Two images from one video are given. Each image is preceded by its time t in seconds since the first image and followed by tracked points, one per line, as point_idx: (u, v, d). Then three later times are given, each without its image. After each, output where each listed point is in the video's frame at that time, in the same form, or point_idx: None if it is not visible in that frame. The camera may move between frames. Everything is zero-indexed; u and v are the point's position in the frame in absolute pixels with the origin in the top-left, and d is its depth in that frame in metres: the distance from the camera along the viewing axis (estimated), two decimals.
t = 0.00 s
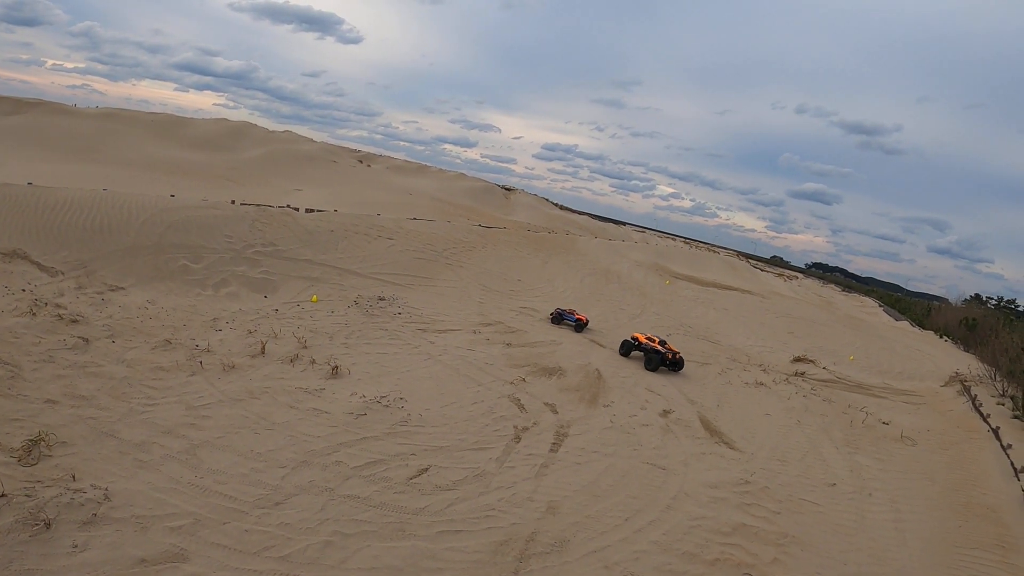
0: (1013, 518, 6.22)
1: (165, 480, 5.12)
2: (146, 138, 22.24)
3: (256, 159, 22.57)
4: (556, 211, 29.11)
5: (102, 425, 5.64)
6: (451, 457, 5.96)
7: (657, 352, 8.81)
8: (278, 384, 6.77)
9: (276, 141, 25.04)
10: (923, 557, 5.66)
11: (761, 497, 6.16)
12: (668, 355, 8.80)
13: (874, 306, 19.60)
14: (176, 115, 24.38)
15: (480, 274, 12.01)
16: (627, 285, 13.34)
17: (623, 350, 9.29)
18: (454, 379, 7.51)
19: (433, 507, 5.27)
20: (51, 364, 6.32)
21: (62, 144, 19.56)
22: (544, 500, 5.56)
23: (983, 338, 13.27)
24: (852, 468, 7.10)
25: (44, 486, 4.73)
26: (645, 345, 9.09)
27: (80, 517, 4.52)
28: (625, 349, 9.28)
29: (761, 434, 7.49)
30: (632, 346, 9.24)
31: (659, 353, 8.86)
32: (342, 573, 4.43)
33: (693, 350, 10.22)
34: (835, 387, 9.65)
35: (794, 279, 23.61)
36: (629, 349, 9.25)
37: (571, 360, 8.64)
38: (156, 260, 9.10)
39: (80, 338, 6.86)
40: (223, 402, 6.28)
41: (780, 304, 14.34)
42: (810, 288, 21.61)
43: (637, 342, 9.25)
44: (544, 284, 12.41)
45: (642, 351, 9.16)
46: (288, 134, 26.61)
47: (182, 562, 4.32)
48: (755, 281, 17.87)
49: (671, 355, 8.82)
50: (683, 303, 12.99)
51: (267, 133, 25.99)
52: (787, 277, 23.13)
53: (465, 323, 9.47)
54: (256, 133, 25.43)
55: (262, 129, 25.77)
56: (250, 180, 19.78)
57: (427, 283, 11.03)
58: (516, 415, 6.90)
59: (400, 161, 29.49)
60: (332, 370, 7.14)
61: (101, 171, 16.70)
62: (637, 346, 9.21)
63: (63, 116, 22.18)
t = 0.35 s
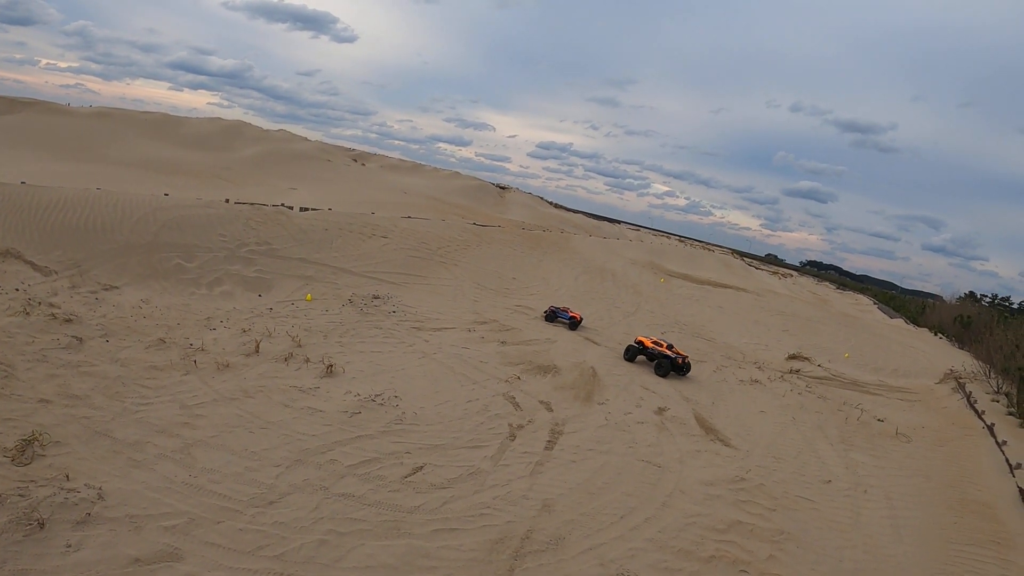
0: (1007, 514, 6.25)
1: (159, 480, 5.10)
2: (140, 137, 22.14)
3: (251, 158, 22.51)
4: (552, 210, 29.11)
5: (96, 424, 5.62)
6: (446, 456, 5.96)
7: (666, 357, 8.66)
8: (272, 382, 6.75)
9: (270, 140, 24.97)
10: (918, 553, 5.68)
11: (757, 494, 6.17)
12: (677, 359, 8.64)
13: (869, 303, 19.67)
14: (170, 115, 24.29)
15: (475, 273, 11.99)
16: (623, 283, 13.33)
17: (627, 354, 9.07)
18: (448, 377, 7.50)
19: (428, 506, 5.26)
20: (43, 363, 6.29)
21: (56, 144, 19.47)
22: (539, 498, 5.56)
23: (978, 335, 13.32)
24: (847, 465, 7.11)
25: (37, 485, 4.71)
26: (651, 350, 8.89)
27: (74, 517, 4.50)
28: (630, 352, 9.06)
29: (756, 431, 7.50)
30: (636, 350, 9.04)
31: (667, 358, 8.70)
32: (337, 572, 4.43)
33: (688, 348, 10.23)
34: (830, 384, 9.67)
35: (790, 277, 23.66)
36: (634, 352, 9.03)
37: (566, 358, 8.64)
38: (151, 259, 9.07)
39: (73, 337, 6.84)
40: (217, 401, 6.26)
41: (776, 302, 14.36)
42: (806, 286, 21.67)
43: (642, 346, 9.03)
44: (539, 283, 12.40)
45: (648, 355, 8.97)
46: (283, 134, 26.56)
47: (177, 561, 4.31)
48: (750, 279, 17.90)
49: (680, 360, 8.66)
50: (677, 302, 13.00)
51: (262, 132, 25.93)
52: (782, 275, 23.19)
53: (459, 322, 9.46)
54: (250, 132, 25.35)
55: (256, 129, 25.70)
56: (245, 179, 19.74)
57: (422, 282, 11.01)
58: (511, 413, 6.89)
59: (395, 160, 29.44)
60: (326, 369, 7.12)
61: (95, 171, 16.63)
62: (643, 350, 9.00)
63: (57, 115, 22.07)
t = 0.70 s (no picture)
0: (1015, 513, 6.22)
1: (166, 476, 5.12)
2: (148, 135, 22.21)
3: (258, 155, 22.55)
4: (559, 207, 29.09)
5: (103, 421, 5.64)
6: (452, 452, 5.96)
7: (672, 355, 8.66)
8: (279, 379, 6.77)
9: (276, 138, 25.01)
10: (925, 551, 5.66)
11: (763, 491, 6.16)
12: (684, 359, 8.61)
13: (877, 300, 19.60)
14: (177, 112, 24.36)
15: (482, 270, 12.00)
16: (630, 280, 13.32)
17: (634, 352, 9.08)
18: (455, 374, 7.50)
19: (435, 502, 5.27)
20: (51, 360, 6.32)
21: (64, 142, 19.56)
22: (546, 495, 5.55)
23: (986, 333, 13.27)
24: (854, 463, 7.09)
25: (44, 482, 4.73)
26: (657, 347, 8.87)
27: (81, 514, 4.51)
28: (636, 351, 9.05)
29: (763, 429, 7.48)
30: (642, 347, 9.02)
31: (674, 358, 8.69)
32: (343, 569, 4.44)
33: (695, 345, 10.22)
34: (837, 382, 9.64)
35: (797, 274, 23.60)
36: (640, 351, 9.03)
37: (573, 355, 8.63)
38: (158, 257, 9.10)
39: (81, 334, 6.86)
40: (224, 398, 6.28)
41: (782, 299, 14.32)
42: (813, 282, 21.60)
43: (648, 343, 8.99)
44: (546, 279, 12.40)
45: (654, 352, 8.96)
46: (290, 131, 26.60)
47: (183, 558, 4.32)
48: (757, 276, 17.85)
49: (686, 359, 8.64)
50: (684, 298, 12.98)
51: (269, 130, 25.98)
52: (789, 272, 23.13)
53: (467, 319, 9.47)
54: (257, 130, 25.39)
55: (262, 126, 25.74)
56: (253, 177, 19.79)
57: (429, 279, 11.02)
58: (518, 410, 6.89)
59: (401, 156, 29.42)
60: (333, 366, 7.13)
61: (102, 168, 16.70)
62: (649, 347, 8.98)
63: (65, 113, 22.17)
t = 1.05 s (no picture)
0: None
1: (190, 473, 5.16)
2: (171, 134, 22.48)
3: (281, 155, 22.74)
4: (580, 207, 29.02)
5: (129, 418, 5.70)
6: (476, 453, 5.96)
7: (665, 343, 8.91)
8: (304, 378, 6.80)
9: (299, 137, 25.17)
10: (950, 558, 5.58)
11: (786, 496, 6.11)
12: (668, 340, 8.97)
13: (901, 304, 19.36)
14: (200, 112, 24.64)
15: (505, 270, 12.01)
16: (652, 281, 13.27)
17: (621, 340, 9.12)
18: (479, 375, 7.51)
19: (457, 503, 5.27)
20: (78, 358, 6.40)
21: (90, 141, 19.86)
22: (568, 497, 5.54)
23: (1011, 338, 13.06)
24: (878, 468, 7.01)
25: (70, 478, 4.79)
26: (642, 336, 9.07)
27: (106, 510, 4.56)
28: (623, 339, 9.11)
29: (786, 433, 7.42)
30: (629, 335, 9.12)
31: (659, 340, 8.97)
32: (365, 568, 4.45)
33: (718, 347, 10.16)
34: (861, 385, 9.54)
35: (820, 276, 23.41)
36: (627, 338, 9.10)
37: (596, 357, 8.62)
38: (182, 255, 9.18)
39: (107, 332, 6.94)
40: (249, 397, 6.32)
41: (805, 302, 14.20)
42: (836, 285, 21.39)
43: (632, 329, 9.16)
44: (569, 280, 12.38)
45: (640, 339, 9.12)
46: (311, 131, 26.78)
47: (206, 555, 4.35)
48: (779, 279, 17.72)
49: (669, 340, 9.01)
50: (708, 300, 12.91)
51: (291, 129, 26.16)
52: (811, 274, 22.92)
53: (490, 319, 9.48)
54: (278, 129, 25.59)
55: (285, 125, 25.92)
56: (276, 176, 19.96)
57: (453, 279, 11.04)
58: (541, 411, 6.89)
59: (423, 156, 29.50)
60: (357, 366, 7.16)
61: (127, 168, 16.93)
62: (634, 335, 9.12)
63: (91, 113, 22.50)
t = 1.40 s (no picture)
0: None
1: (224, 471, 5.23)
2: (198, 133, 22.79)
3: (308, 155, 22.95)
4: (605, 208, 28.97)
5: (162, 416, 5.79)
6: (507, 455, 6.00)
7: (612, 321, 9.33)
8: (336, 378, 6.87)
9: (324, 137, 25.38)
10: (981, 566, 5.53)
11: (815, 501, 6.08)
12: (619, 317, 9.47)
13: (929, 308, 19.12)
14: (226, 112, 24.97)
15: (535, 272, 12.05)
16: (682, 284, 13.23)
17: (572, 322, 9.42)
18: (510, 377, 7.55)
19: (488, 504, 5.30)
20: (112, 355, 6.51)
21: (120, 140, 20.20)
22: (598, 499, 5.56)
23: None
24: (908, 474, 6.96)
25: (104, 474, 4.88)
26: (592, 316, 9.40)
27: (139, 506, 4.64)
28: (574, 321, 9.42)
29: (815, 438, 7.39)
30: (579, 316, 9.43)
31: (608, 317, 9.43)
32: (399, 568, 4.49)
33: (746, 350, 10.13)
34: (890, 391, 9.46)
35: (847, 280, 23.19)
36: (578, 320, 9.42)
37: (626, 359, 8.64)
38: (213, 254, 9.30)
39: (140, 330, 7.05)
40: (282, 396, 6.40)
41: (833, 306, 14.08)
42: (864, 289, 21.18)
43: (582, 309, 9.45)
44: (598, 282, 12.39)
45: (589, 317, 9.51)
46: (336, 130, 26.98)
47: (240, 552, 4.42)
48: (808, 282, 17.59)
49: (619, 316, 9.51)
50: (736, 303, 12.86)
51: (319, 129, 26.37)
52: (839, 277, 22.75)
53: (521, 321, 9.52)
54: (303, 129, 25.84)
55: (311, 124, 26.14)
56: (303, 176, 20.14)
57: (482, 280, 11.09)
58: (571, 413, 6.91)
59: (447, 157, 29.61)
60: (388, 366, 7.22)
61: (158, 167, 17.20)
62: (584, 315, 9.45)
63: (120, 112, 22.89)
